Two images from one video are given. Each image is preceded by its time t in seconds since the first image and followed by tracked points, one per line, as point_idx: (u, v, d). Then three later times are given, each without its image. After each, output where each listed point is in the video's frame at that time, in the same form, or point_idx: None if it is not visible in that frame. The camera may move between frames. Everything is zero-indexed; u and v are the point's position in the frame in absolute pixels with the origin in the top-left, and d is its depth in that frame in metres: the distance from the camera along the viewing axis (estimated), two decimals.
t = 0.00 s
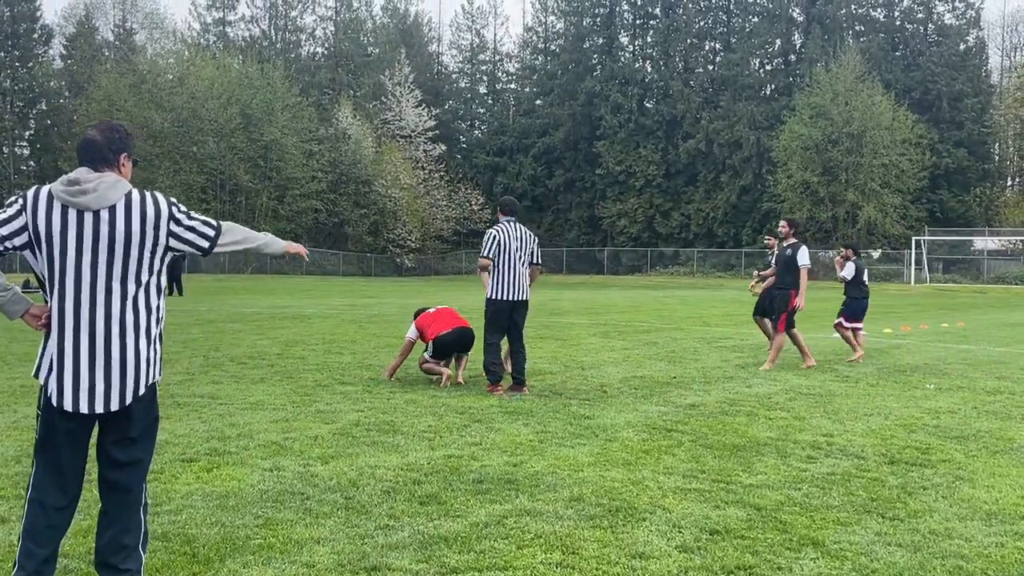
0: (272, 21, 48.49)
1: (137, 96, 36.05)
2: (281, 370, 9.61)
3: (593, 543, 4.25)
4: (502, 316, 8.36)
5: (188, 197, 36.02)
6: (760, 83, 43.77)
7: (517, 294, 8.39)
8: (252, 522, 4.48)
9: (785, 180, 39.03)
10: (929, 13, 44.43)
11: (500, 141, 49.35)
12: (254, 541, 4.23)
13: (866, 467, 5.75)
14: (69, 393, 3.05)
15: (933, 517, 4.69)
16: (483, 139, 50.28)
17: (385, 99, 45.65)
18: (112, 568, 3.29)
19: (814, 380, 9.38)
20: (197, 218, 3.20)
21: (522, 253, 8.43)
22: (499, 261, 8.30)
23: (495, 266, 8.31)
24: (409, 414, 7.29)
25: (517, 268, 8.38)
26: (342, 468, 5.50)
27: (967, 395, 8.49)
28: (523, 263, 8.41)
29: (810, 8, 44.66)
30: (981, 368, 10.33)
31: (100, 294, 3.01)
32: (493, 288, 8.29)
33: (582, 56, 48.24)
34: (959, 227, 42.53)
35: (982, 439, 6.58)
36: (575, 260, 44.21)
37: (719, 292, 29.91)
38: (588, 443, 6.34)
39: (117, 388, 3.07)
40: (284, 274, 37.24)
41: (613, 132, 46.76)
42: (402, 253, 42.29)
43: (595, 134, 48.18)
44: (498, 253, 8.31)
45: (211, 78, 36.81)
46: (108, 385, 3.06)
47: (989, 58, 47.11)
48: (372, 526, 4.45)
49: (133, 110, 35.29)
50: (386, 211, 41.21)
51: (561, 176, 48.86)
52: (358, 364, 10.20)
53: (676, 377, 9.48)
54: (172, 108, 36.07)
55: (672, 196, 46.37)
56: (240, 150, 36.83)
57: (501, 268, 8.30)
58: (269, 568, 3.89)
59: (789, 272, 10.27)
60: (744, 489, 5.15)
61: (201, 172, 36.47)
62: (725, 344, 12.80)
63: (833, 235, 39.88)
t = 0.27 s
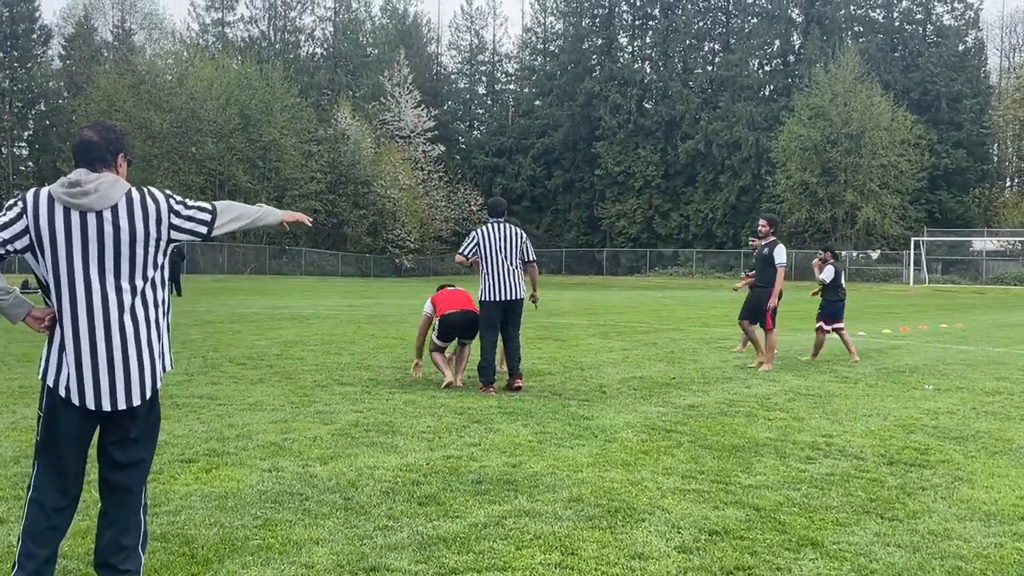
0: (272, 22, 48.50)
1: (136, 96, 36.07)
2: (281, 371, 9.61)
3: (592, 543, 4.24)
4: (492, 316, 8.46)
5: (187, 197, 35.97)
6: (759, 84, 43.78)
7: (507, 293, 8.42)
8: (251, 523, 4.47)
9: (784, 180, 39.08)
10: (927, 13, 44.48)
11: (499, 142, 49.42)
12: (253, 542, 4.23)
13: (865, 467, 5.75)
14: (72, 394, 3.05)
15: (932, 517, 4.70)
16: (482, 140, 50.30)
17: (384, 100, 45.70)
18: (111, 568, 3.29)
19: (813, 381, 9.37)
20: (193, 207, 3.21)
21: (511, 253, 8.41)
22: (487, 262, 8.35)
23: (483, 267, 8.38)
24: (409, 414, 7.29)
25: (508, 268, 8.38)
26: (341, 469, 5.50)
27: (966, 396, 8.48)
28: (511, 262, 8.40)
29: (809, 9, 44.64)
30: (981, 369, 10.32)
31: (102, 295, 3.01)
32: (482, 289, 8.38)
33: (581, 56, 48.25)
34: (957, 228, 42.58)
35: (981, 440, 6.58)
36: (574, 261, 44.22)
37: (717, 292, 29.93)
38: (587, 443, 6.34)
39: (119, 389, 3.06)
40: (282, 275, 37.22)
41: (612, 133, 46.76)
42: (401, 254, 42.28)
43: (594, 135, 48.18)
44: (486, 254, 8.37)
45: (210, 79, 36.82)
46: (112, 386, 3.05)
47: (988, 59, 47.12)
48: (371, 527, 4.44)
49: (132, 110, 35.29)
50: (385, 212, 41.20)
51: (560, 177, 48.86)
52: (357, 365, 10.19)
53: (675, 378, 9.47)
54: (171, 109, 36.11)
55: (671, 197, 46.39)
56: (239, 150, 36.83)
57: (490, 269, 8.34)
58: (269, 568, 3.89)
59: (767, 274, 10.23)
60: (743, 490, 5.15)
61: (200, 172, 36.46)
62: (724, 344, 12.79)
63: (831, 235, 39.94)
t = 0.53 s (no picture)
0: (271, 23, 48.56)
1: (135, 97, 36.06)
2: (280, 372, 9.60)
3: (591, 543, 4.25)
4: (492, 317, 8.44)
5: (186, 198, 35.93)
6: (758, 85, 43.77)
7: (507, 294, 8.43)
8: (250, 523, 4.47)
9: (783, 181, 39.11)
10: (926, 14, 44.56)
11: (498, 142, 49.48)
12: (251, 542, 4.22)
13: (864, 468, 5.75)
14: (70, 393, 3.05)
15: (931, 518, 4.70)
16: (481, 141, 50.28)
17: (383, 101, 45.72)
18: (110, 569, 3.29)
19: (812, 381, 9.37)
20: (191, 206, 3.21)
21: (511, 253, 8.43)
22: (484, 262, 8.39)
23: (480, 268, 8.42)
24: (408, 415, 7.28)
25: (504, 268, 8.40)
26: (340, 470, 5.50)
27: (964, 396, 8.48)
28: (511, 262, 8.41)
29: (807, 9, 44.62)
30: (979, 370, 10.31)
31: (100, 295, 3.01)
32: (481, 291, 8.40)
33: (580, 57, 48.24)
34: (956, 228, 42.62)
35: (979, 441, 6.58)
36: (573, 261, 44.24)
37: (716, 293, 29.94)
38: (586, 444, 6.33)
39: (118, 389, 3.06)
40: (282, 276, 37.19)
41: (611, 134, 46.77)
42: (400, 254, 42.26)
43: (593, 136, 48.18)
44: (483, 254, 8.41)
45: (210, 80, 36.82)
46: (111, 386, 3.05)
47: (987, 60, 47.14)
48: (370, 527, 4.44)
49: (131, 111, 35.30)
50: (384, 213, 41.18)
51: (559, 178, 48.87)
52: (356, 365, 10.18)
53: (674, 378, 9.46)
54: (170, 109, 36.10)
55: (670, 198, 46.41)
56: (238, 151, 36.79)
57: (486, 269, 8.37)
58: (269, 568, 3.89)
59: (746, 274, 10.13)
60: (742, 490, 5.16)
61: (199, 173, 36.41)
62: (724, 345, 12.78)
63: (830, 236, 40.05)
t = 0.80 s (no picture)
0: (270, 23, 48.56)
1: (134, 97, 36.02)
2: (279, 372, 9.60)
3: (590, 544, 4.24)
4: (492, 315, 8.48)
5: (185, 198, 35.89)
6: (757, 85, 43.76)
7: (512, 294, 8.48)
8: (250, 524, 4.47)
9: (782, 182, 39.13)
10: (924, 15, 44.59)
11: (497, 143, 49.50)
12: (251, 543, 4.22)
13: (863, 468, 5.75)
14: (67, 394, 3.04)
15: (930, 518, 4.70)
16: (481, 142, 50.28)
17: (382, 101, 45.75)
18: (107, 570, 3.30)
19: (810, 382, 9.37)
20: (188, 207, 3.20)
21: (518, 253, 8.48)
22: (491, 260, 8.41)
23: (486, 266, 8.45)
24: (407, 416, 7.28)
25: (510, 268, 8.45)
26: (339, 470, 5.50)
27: (963, 397, 8.49)
28: (517, 262, 8.47)
29: (807, 10, 44.62)
30: (978, 371, 10.33)
31: (96, 296, 3.01)
32: (486, 289, 8.43)
33: (579, 57, 48.24)
34: (955, 229, 42.64)
35: (978, 442, 6.59)
36: (572, 262, 44.25)
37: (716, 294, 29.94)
38: (585, 444, 6.33)
39: (116, 389, 3.06)
40: (281, 276, 37.19)
41: (610, 134, 46.78)
42: (399, 255, 42.26)
43: (592, 136, 48.19)
44: (490, 252, 8.42)
45: (208, 80, 36.80)
46: (109, 386, 3.05)
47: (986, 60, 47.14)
48: (370, 528, 4.44)
49: (130, 111, 35.27)
50: (384, 213, 41.18)
51: (558, 178, 48.88)
52: (355, 365, 10.18)
53: (673, 379, 9.46)
54: (169, 110, 36.07)
55: (669, 198, 46.44)
56: (237, 152, 36.73)
57: (494, 268, 8.41)
58: (268, 569, 3.89)
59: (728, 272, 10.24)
60: (741, 490, 5.16)
61: (198, 173, 36.36)
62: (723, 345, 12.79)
63: (829, 237, 40.17)
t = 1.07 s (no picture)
0: (269, 24, 48.55)
1: (133, 98, 35.96)
2: (278, 373, 9.59)
3: (590, 544, 4.25)
4: (493, 313, 8.48)
5: (184, 198, 35.91)
6: (756, 86, 43.76)
7: (513, 293, 8.47)
8: (250, 524, 4.47)
9: (781, 182, 39.15)
10: (924, 15, 44.58)
11: (497, 143, 49.54)
12: (251, 544, 4.22)
13: (863, 469, 5.75)
14: (66, 394, 3.04)
15: (929, 519, 4.70)
16: (480, 142, 50.32)
17: (382, 101, 45.76)
18: (106, 569, 3.30)
19: (810, 382, 9.37)
20: (187, 208, 3.20)
21: (523, 252, 8.45)
22: (495, 258, 8.40)
23: (490, 262, 8.45)
24: (406, 416, 7.26)
25: (513, 268, 8.44)
26: (339, 471, 5.49)
27: (963, 397, 8.49)
28: (521, 262, 8.44)
29: (806, 11, 44.62)
30: (979, 371, 10.32)
31: (93, 298, 3.00)
32: (488, 286, 8.42)
33: (579, 58, 48.25)
34: (954, 229, 42.64)
35: (978, 442, 6.59)
36: (571, 262, 44.27)
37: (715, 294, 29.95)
38: (585, 445, 6.33)
39: (113, 389, 3.06)
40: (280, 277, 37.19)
41: (610, 135, 46.78)
42: (399, 255, 42.26)
43: (591, 137, 48.18)
44: (495, 249, 8.42)
45: (207, 81, 36.80)
46: (106, 388, 3.04)
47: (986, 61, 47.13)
48: (369, 528, 4.44)
49: (129, 112, 35.28)
50: (383, 213, 41.13)
51: (557, 179, 48.88)
52: (355, 366, 10.18)
53: (673, 379, 9.46)
54: (168, 110, 36.06)
55: (668, 199, 46.46)
56: (236, 152, 36.67)
57: (497, 267, 8.40)
58: (268, 570, 3.89)
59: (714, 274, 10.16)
60: (741, 491, 5.16)
61: (197, 174, 36.32)
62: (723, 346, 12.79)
63: (828, 237, 40.22)
